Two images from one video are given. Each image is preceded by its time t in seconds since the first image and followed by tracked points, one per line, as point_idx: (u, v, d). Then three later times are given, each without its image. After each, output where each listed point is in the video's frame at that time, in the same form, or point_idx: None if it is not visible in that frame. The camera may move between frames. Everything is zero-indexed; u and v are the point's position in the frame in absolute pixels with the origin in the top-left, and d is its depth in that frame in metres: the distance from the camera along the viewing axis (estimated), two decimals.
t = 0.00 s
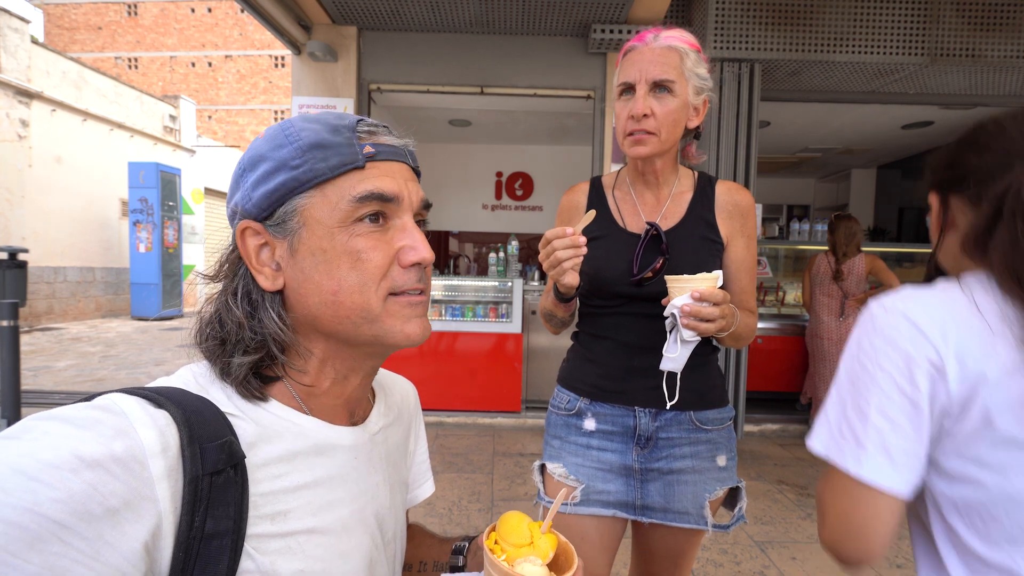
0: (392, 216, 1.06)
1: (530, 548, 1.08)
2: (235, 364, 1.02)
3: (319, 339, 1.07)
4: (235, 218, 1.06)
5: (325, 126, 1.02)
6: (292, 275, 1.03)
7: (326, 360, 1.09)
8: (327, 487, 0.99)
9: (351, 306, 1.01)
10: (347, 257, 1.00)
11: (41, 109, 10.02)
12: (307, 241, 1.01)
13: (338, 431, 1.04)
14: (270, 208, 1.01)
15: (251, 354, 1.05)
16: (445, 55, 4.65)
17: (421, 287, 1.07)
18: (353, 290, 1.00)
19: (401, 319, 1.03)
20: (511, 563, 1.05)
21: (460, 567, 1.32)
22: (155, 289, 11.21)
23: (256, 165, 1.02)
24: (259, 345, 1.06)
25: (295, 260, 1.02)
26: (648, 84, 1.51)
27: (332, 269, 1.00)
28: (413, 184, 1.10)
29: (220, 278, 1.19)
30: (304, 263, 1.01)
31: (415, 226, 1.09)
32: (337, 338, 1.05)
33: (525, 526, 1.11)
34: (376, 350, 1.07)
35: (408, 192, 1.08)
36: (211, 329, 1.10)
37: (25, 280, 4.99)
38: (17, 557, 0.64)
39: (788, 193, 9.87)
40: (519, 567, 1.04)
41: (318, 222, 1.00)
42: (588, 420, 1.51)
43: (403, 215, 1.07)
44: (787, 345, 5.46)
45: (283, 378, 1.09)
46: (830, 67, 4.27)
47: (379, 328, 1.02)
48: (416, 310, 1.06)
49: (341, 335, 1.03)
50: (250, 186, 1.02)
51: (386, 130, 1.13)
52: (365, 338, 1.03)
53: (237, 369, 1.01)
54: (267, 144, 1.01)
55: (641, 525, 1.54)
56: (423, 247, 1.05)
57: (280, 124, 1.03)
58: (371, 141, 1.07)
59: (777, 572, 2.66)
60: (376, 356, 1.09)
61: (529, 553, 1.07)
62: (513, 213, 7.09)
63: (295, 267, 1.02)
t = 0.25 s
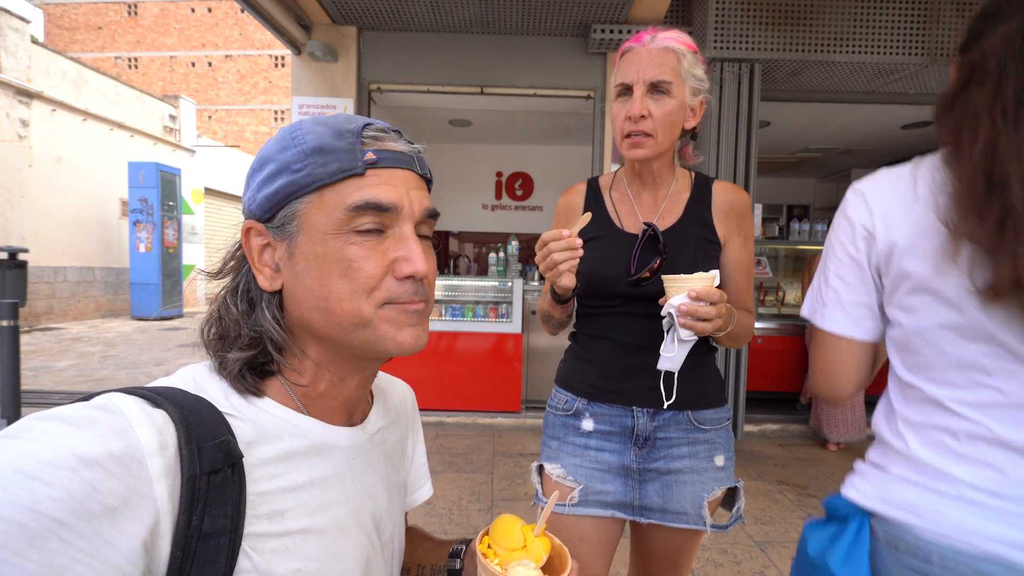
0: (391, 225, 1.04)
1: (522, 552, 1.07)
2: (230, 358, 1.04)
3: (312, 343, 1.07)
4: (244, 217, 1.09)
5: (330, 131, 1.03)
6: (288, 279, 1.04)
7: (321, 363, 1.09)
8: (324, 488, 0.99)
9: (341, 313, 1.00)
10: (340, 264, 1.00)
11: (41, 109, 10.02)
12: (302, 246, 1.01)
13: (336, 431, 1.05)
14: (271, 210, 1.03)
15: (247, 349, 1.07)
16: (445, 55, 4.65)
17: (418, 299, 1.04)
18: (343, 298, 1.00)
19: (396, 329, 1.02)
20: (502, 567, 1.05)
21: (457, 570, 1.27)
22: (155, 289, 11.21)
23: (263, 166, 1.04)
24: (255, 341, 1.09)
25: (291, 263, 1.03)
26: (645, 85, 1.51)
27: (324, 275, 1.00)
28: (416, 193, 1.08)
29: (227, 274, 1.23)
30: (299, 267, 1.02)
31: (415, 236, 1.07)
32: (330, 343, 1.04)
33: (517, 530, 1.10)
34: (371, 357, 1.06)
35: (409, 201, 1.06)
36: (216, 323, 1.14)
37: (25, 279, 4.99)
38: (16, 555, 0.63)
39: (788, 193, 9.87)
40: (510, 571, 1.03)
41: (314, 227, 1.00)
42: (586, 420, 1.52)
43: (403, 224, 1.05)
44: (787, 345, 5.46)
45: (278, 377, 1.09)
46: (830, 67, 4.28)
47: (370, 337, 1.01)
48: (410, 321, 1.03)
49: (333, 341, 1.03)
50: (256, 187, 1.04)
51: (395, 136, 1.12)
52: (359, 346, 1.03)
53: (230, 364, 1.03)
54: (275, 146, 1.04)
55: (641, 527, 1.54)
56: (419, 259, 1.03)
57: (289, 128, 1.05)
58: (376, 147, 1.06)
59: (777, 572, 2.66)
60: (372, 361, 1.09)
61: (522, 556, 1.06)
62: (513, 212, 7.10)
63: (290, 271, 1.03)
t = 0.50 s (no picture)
0: (374, 228, 1.03)
1: (521, 565, 1.07)
2: (222, 350, 1.07)
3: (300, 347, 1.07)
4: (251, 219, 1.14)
5: (320, 133, 1.04)
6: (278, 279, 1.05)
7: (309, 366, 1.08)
8: (323, 487, 0.99)
9: (320, 316, 1.00)
10: (320, 266, 0.99)
11: (41, 109, 10.02)
12: (289, 247, 1.02)
13: (335, 432, 1.05)
14: (266, 212, 1.06)
15: (239, 343, 1.09)
16: (445, 55, 4.65)
17: (399, 305, 1.01)
18: (321, 300, 1.00)
19: (370, 334, 1.00)
20: None
21: None
22: (155, 289, 11.21)
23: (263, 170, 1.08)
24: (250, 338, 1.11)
25: (280, 264, 1.04)
26: (642, 89, 1.51)
27: (306, 276, 1.00)
28: (402, 195, 1.05)
29: (231, 272, 1.24)
30: (284, 267, 1.03)
31: (400, 240, 1.04)
32: (313, 345, 1.04)
33: (516, 542, 1.10)
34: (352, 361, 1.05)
35: (392, 203, 1.03)
36: (219, 319, 1.18)
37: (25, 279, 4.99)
38: (18, 549, 0.63)
39: (789, 193, 9.87)
40: None
41: (300, 229, 1.01)
42: (579, 419, 1.51)
43: (387, 227, 1.03)
44: (787, 345, 5.45)
45: (269, 374, 1.10)
46: (830, 67, 4.28)
47: (348, 340, 1.00)
48: (390, 327, 1.01)
49: (315, 343, 1.03)
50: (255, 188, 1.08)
51: (389, 137, 1.11)
52: (339, 351, 1.02)
53: (223, 355, 1.06)
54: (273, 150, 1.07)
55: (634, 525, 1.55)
56: (398, 264, 1.00)
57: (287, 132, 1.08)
58: (363, 147, 1.06)
59: (777, 572, 2.66)
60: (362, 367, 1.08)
61: (520, 570, 1.05)
62: (513, 213, 7.10)
63: (280, 272, 1.05)
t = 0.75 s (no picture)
0: (384, 233, 1.03)
1: (520, 570, 1.07)
2: (225, 352, 1.07)
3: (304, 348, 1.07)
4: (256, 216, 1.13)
5: (331, 136, 1.03)
6: (285, 280, 1.05)
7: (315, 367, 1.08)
8: (323, 487, 0.99)
9: (329, 318, 1.00)
10: (330, 269, 0.99)
11: (40, 108, 10.02)
12: (298, 249, 1.02)
13: (335, 432, 1.05)
14: (274, 212, 1.05)
15: (241, 345, 1.09)
16: (445, 55, 4.65)
17: (408, 309, 1.02)
18: (332, 303, 1.00)
19: (382, 337, 1.01)
20: None
21: None
22: (155, 289, 11.21)
23: (271, 169, 1.07)
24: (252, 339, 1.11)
25: (288, 265, 1.04)
26: (626, 99, 1.49)
27: (316, 279, 1.00)
28: (413, 201, 1.06)
29: (233, 272, 1.24)
30: (294, 270, 1.03)
31: (410, 245, 1.05)
32: (321, 346, 1.04)
33: (516, 548, 1.10)
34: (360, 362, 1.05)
35: (404, 208, 1.04)
36: (219, 319, 1.17)
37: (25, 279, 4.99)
38: (20, 548, 0.63)
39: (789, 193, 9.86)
40: None
41: (310, 232, 1.01)
42: (566, 420, 1.50)
43: (397, 232, 1.04)
44: (787, 345, 5.45)
45: (271, 374, 1.10)
46: (830, 67, 4.28)
47: (357, 343, 1.00)
48: (399, 330, 1.02)
49: (323, 344, 1.03)
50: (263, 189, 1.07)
51: (399, 143, 1.11)
52: (349, 354, 1.02)
53: (224, 357, 1.06)
54: (282, 150, 1.06)
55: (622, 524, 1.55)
56: (409, 269, 1.01)
57: (296, 133, 1.07)
58: (376, 153, 1.05)
59: (777, 572, 2.66)
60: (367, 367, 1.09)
61: None
62: (513, 213, 7.10)
63: (287, 273, 1.04)
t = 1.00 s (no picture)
0: (382, 236, 1.03)
1: None
2: (222, 352, 1.07)
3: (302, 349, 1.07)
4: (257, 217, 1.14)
5: (332, 139, 1.03)
6: (284, 281, 1.05)
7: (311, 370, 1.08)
8: (318, 486, 0.99)
9: (324, 321, 1.00)
10: (327, 272, 0.99)
11: (41, 109, 10.02)
12: (296, 250, 1.02)
13: (332, 431, 1.05)
14: (274, 214, 1.05)
15: (238, 345, 1.09)
16: (445, 55, 4.65)
17: (405, 313, 1.02)
18: (327, 306, 0.99)
19: (377, 341, 1.00)
20: None
21: None
22: (155, 289, 11.21)
23: (272, 171, 1.07)
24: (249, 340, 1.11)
25: (287, 266, 1.04)
26: (615, 83, 1.50)
27: (312, 282, 1.00)
28: (411, 205, 1.05)
29: (234, 272, 1.23)
30: (291, 271, 1.03)
31: (408, 249, 1.05)
32: (316, 348, 1.04)
33: (509, 558, 1.09)
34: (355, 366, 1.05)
35: (402, 211, 1.03)
36: (219, 319, 1.17)
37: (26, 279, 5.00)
38: (16, 544, 0.63)
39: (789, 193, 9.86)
40: None
41: (308, 233, 1.01)
42: (553, 420, 1.48)
43: (395, 235, 1.03)
44: (787, 345, 5.45)
45: (268, 374, 1.10)
46: (830, 67, 4.28)
47: (352, 345, 1.00)
48: (394, 334, 1.01)
49: (317, 347, 1.03)
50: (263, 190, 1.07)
51: (399, 146, 1.11)
52: (344, 357, 1.02)
53: (221, 356, 1.06)
54: (283, 152, 1.06)
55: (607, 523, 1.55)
56: (405, 272, 1.01)
57: (298, 135, 1.07)
58: (375, 156, 1.05)
59: (777, 572, 2.66)
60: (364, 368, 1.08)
61: None
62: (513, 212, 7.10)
63: (286, 275, 1.04)
